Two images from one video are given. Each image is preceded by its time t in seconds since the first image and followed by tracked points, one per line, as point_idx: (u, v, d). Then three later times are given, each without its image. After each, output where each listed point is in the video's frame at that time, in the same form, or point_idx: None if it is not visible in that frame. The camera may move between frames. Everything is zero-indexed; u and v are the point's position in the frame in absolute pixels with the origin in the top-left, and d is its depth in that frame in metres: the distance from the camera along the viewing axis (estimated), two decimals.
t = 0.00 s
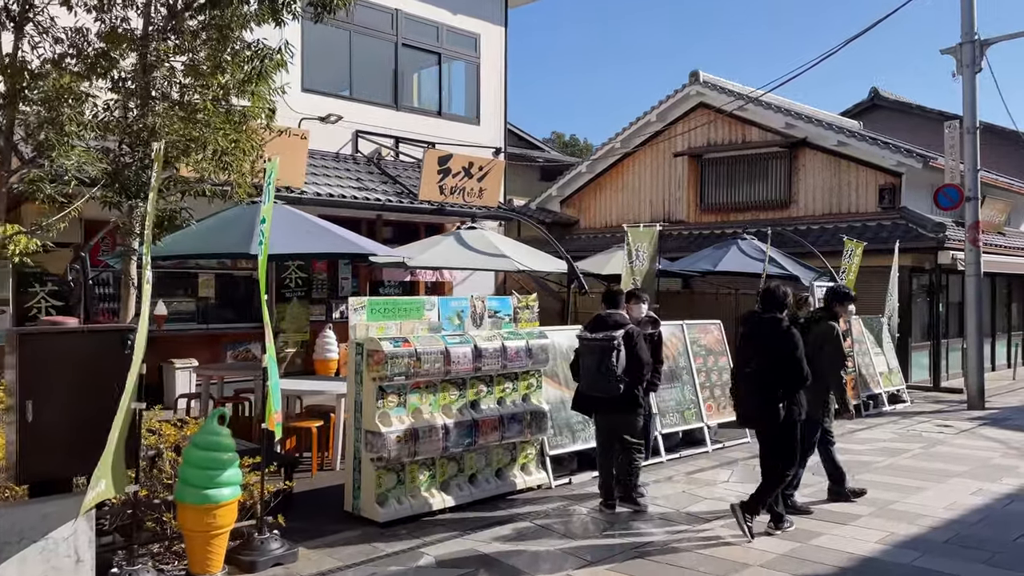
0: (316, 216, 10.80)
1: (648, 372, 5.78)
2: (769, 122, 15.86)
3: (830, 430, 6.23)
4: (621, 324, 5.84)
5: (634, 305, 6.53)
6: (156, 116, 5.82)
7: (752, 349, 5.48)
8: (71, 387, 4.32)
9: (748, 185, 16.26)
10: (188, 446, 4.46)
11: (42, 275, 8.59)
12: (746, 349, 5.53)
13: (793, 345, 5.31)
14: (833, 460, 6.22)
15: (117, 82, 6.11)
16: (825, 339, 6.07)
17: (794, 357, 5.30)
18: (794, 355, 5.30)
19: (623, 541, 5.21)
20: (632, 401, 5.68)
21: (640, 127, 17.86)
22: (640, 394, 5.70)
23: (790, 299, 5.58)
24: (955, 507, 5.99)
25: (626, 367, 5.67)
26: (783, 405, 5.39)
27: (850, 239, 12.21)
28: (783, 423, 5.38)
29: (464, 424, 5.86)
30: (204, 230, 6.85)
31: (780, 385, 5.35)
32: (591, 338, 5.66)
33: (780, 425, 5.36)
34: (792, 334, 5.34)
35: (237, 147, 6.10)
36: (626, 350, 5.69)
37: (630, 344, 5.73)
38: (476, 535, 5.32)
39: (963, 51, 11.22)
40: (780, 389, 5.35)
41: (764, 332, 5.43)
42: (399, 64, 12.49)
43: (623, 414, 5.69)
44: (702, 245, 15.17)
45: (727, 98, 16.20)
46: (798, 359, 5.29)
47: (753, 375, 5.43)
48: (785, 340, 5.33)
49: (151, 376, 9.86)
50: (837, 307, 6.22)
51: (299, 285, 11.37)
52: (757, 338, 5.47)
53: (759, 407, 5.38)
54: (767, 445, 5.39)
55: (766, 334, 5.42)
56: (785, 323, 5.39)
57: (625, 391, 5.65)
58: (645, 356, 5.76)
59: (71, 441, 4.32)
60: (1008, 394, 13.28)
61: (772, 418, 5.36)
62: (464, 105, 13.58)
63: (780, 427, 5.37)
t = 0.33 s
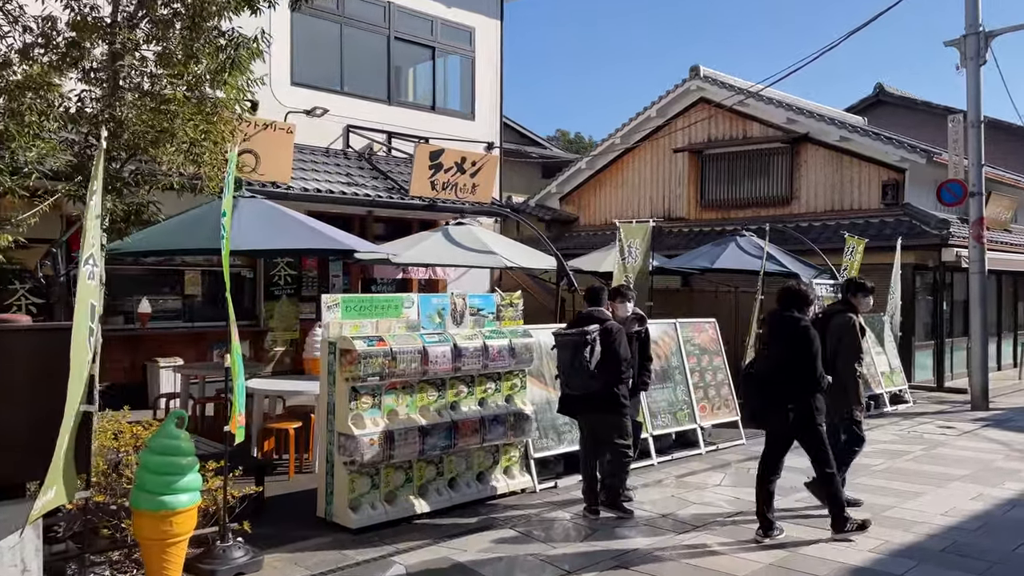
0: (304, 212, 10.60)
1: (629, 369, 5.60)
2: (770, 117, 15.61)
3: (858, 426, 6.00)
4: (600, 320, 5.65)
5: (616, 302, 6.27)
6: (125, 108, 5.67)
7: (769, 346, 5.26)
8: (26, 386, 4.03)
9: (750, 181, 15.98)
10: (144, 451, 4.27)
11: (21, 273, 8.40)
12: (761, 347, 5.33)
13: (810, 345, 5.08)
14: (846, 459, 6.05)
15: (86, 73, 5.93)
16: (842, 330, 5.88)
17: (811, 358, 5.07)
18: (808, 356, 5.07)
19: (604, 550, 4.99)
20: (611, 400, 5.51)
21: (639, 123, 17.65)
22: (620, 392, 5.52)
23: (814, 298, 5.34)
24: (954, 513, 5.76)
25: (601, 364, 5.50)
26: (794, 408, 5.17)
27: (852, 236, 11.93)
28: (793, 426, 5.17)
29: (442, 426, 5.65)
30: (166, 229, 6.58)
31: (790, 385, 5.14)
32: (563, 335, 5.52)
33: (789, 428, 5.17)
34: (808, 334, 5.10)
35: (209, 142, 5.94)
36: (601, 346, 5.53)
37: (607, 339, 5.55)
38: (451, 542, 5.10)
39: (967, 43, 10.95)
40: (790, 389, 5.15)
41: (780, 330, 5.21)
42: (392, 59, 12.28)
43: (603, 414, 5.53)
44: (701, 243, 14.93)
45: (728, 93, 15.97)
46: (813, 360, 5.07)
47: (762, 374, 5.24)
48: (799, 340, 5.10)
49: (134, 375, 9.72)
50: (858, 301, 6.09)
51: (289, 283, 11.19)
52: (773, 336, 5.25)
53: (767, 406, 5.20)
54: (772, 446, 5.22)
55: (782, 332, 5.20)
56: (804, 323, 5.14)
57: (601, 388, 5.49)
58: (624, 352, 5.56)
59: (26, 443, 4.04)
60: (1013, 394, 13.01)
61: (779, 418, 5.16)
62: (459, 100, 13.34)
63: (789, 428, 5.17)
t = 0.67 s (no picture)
0: (299, 211, 10.44)
1: (615, 371, 5.45)
2: (776, 114, 15.36)
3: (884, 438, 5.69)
4: (586, 321, 5.48)
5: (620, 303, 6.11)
6: (101, 102, 5.53)
7: (812, 348, 5.14)
8: None
9: (757, 179, 15.70)
10: (106, 458, 4.10)
11: (9, 271, 8.39)
12: (805, 349, 5.21)
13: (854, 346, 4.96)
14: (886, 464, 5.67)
15: (63, 68, 5.77)
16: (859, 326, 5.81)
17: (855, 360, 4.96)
18: (853, 357, 4.95)
19: (590, 562, 4.79)
20: (597, 403, 5.35)
21: (644, 120, 17.42)
22: (606, 395, 5.36)
23: (860, 299, 5.22)
24: (959, 523, 5.53)
25: (584, 367, 5.33)
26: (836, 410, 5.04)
27: (858, 235, 11.67)
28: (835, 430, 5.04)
29: (425, 431, 5.47)
30: (144, 229, 6.46)
31: (834, 388, 5.02)
32: (547, 336, 5.36)
33: (831, 432, 5.03)
34: (852, 335, 4.98)
35: (187, 132, 5.85)
36: (585, 348, 5.37)
37: (591, 340, 5.39)
38: (433, 553, 4.91)
39: (977, 37, 10.67)
40: (835, 392, 5.03)
41: (824, 331, 5.09)
42: (390, 55, 12.11)
43: (589, 418, 5.36)
44: (705, 242, 14.70)
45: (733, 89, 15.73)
46: (858, 362, 4.95)
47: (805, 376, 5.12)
48: (843, 341, 4.98)
49: (125, 376, 9.59)
50: (871, 302, 6.26)
51: (284, 282, 11.04)
52: (818, 338, 5.12)
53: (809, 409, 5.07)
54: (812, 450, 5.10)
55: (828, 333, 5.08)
56: (848, 325, 5.01)
57: (587, 390, 5.33)
58: (610, 354, 5.41)
59: None
60: None
61: (820, 422, 5.05)
62: (458, 97, 13.15)
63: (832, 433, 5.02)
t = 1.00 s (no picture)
0: (303, 208, 10.32)
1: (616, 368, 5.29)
2: (790, 110, 15.09)
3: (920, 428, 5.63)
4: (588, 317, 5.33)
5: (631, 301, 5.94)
6: (90, 94, 5.40)
7: (862, 344, 4.98)
8: None
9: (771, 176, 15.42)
10: (82, 458, 3.96)
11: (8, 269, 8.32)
12: (853, 347, 5.05)
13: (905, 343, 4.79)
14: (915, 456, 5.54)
15: (52, 59, 5.56)
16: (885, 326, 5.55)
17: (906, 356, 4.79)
18: (905, 354, 4.79)
19: (586, 568, 4.61)
20: (600, 401, 5.18)
21: (656, 117, 17.20)
22: (607, 393, 5.20)
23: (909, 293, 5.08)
24: (974, 530, 5.29)
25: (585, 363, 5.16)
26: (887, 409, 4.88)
27: (873, 232, 11.41)
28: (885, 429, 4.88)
29: (419, 431, 5.31)
30: (147, 220, 6.39)
31: (884, 386, 4.86)
32: (545, 333, 5.20)
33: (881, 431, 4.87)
34: (904, 331, 4.81)
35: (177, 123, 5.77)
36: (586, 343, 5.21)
37: (592, 336, 5.24)
38: (423, 558, 4.74)
39: (995, 29, 10.38)
40: (886, 390, 4.86)
41: (873, 327, 4.94)
42: (396, 51, 11.97)
43: (591, 417, 5.18)
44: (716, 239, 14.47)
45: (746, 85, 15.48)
46: (910, 359, 4.79)
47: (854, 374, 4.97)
48: (894, 337, 4.81)
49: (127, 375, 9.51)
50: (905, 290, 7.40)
51: (288, 280, 10.94)
52: (867, 333, 4.97)
53: (856, 406, 4.94)
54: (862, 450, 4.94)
55: (878, 329, 4.92)
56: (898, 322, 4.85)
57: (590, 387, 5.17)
58: (611, 350, 5.26)
59: None
60: None
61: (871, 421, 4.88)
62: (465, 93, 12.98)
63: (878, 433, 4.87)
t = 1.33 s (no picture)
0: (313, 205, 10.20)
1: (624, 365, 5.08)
2: (811, 104, 14.77)
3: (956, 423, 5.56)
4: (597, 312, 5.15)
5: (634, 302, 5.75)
6: (87, 88, 5.29)
7: (923, 349, 4.88)
8: None
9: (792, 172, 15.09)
10: (66, 461, 3.83)
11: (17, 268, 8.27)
12: (913, 350, 4.92)
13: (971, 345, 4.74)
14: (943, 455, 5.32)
15: (51, 52, 5.45)
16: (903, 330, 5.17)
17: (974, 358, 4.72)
18: (971, 356, 4.72)
19: None
20: (609, 401, 4.97)
21: (674, 113, 16.93)
22: (614, 393, 4.98)
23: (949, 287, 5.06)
24: (1002, 540, 5.03)
25: (587, 362, 5.00)
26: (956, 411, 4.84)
27: (897, 229, 11.08)
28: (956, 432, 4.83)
29: (420, 433, 5.14)
30: (149, 217, 6.30)
31: (950, 389, 4.79)
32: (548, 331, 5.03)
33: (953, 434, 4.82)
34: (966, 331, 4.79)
35: (175, 117, 5.68)
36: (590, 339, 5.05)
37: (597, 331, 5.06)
38: (421, 566, 4.58)
39: None
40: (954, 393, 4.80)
41: (932, 329, 4.87)
42: (408, 46, 11.82)
43: (600, 418, 4.98)
44: (735, 237, 14.20)
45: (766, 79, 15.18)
46: (976, 360, 4.72)
47: (923, 380, 4.85)
48: (959, 339, 4.76)
49: (136, 374, 9.43)
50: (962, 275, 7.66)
51: (299, 278, 10.83)
52: (929, 336, 4.88)
53: (927, 414, 4.81)
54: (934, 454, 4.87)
55: (938, 332, 4.86)
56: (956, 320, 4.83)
57: (596, 386, 4.99)
58: (617, 349, 5.04)
59: None
60: None
61: (944, 426, 4.80)
62: (479, 89, 12.80)
63: (951, 437, 4.83)
